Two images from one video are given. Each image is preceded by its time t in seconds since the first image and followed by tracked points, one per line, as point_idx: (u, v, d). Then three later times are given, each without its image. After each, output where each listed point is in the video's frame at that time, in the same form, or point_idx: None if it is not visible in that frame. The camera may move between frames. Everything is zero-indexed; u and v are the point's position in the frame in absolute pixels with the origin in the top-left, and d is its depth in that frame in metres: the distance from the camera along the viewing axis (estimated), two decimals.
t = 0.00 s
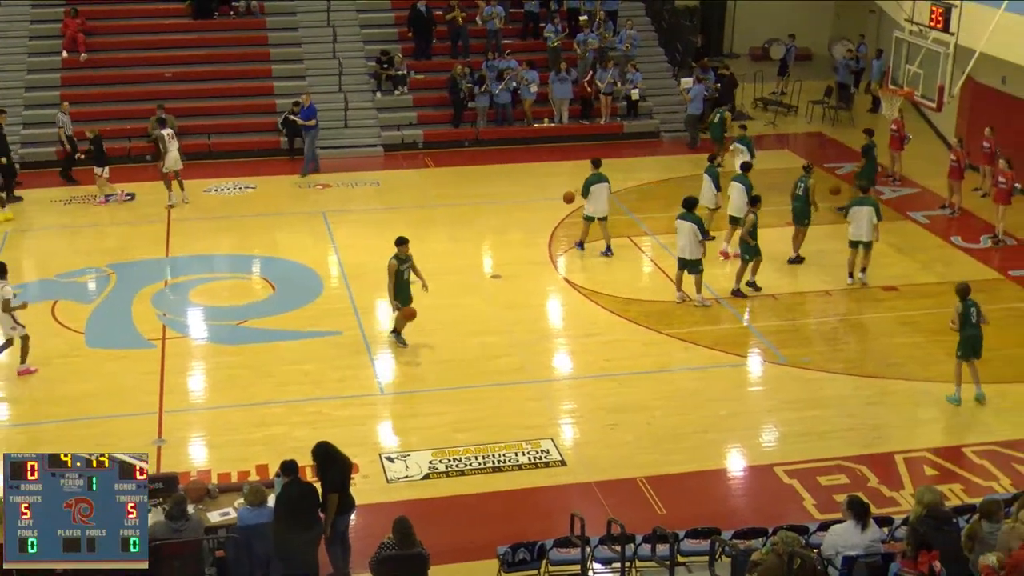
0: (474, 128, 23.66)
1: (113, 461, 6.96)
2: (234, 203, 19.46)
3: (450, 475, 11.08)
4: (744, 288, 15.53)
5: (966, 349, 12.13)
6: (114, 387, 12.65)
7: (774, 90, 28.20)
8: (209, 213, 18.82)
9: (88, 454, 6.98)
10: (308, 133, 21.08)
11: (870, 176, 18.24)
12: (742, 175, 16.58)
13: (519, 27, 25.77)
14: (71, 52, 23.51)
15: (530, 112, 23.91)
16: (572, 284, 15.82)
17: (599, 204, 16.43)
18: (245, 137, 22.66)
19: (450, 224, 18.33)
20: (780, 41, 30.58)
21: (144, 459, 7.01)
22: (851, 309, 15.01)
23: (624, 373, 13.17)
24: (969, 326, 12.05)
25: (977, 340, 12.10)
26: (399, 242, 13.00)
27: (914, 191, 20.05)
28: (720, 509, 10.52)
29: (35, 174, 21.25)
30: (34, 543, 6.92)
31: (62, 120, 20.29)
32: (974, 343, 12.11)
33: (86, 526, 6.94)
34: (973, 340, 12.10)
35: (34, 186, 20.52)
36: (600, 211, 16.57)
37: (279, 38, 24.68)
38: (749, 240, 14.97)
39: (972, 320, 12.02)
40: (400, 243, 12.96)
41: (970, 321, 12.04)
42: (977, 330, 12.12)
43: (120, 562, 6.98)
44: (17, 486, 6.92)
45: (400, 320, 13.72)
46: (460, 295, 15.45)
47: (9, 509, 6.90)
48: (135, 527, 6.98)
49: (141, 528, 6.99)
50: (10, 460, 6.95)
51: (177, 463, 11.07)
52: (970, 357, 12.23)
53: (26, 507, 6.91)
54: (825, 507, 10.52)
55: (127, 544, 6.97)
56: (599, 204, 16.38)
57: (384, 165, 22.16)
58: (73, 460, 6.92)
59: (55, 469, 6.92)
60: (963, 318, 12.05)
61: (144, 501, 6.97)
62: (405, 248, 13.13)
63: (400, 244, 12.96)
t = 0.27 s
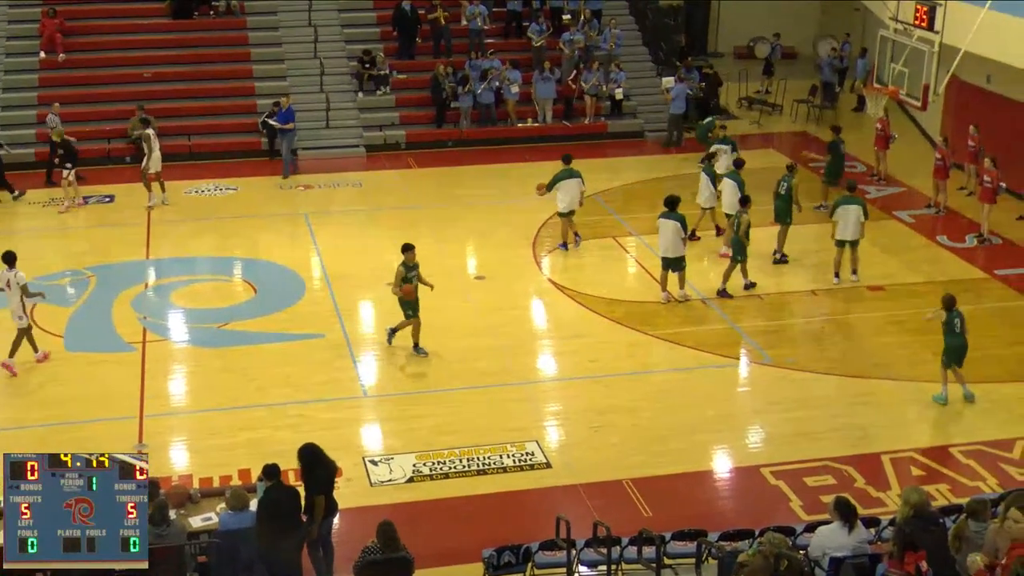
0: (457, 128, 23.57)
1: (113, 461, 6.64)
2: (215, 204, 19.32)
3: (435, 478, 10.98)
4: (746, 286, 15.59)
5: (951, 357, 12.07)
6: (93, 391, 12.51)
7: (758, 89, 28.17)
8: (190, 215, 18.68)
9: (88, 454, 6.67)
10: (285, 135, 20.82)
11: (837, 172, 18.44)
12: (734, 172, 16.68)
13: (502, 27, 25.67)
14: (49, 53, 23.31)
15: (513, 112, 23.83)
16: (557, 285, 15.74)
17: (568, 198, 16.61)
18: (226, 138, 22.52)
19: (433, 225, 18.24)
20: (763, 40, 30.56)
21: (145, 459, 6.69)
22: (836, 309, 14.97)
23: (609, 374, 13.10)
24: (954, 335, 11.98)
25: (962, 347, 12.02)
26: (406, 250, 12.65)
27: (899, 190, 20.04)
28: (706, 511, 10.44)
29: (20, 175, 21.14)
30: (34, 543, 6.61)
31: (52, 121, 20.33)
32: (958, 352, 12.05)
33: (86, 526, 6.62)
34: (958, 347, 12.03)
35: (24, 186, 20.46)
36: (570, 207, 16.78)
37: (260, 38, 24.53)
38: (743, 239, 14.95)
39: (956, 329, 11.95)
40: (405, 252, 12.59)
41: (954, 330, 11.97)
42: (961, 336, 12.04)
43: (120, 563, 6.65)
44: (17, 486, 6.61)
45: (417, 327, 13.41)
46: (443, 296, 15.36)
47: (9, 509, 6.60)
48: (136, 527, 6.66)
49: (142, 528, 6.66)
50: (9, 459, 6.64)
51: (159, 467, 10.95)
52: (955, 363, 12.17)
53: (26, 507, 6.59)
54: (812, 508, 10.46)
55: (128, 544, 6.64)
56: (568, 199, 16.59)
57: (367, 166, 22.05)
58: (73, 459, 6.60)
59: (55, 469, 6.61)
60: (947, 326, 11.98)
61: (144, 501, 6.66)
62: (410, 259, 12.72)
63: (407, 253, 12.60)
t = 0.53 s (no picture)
0: (456, 127, 23.52)
1: (113, 461, 6.59)
2: (214, 204, 19.28)
3: (434, 479, 10.92)
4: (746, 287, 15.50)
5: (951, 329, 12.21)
6: (92, 391, 12.46)
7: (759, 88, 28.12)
8: (188, 215, 18.64)
9: (88, 453, 6.62)
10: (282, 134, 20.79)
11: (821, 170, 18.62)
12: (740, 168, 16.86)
13: (501, 25, 25.60)
14: (47, 52, 23.27)
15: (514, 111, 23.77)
16: (557, 285, 15.69)
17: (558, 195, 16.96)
18: (225, 137, 22.48)
19: (432, 225, 18.19)
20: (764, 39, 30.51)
21: (145, 458, 6.64)
22: (837, 309, 14.92)
23: (609, 374, 13.05)
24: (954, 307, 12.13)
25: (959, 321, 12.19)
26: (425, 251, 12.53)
27: (901, 190, 19.97)
28: (707, 512, 10.39)
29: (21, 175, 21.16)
30: (34, 543, 6.56)
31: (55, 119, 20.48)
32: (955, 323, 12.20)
33: (86, 526, 6.57)
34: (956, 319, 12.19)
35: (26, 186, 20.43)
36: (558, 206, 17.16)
37: (259, 37, 24.49)
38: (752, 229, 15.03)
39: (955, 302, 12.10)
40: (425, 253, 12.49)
41: (953, 303, 12.11)
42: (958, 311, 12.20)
43: (119, 563, 6.60)
44: (17, 486, 6.56)
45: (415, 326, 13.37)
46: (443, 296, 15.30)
47: (8, 509, 6.54)
48: (136, 527, 6.60)
49: (142, 528, 6.61)
50: (9, 459, 6.58)
51: (158, 467, 10.91)
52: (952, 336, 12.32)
53: (26, 507, 6.54)
54: (813, 509, 10.40)
55: (128, 544, 6.59)
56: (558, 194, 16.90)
57: (366, 165, 22.00)
58: (73, 459, 6.55)
59: (55, 469, 6.56)
60: (947, 300, 12.12)
61: (144, 501, 6.60)
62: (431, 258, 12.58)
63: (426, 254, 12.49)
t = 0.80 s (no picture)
0: (456, 127, 23.51)
1: (113, 461, 6.58)
2: (213, 204, 19.27)
3: (434, 479, 10.91)
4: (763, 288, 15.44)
5: (941, 317, 12.47)
6: (92, 391, 12.44)
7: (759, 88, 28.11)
8: (188, 215, 18.64)
9: (88, 453, 6.61)
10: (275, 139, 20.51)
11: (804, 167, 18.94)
12: (744, 164, 17.00)
13: (501, 25, 25.58)
14: (47, 52, 23.26)
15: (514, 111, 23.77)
16: (557, 285, 15.67)
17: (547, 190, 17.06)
18: (224, 137, 22.47)
19: (432, 225, 18.19)
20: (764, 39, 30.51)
21: (145, 458, 6.63)
22: (838, 308, 14.91)
23: (609, 374, 13.04)
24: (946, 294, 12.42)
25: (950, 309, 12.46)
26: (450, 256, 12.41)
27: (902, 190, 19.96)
28: (707, 512, 10.37)
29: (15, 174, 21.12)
30: (34, 543, 6.55)
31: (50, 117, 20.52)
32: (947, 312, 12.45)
33: (86, 526, 6.56)
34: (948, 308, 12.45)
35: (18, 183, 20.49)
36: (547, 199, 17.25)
37: (259, 36, 24.47)
38: (762, 224, 15.14)
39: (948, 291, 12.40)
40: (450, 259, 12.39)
41: (947, 294, 12.41)
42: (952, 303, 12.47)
43: (119, 563, 6.59)
44: (17, 486, 6.55)
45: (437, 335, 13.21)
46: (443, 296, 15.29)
47: (8, 509, 6.53)
48: (136, 527, 6.59)
49: (142, 528, 6.60)
50: (9, 459, 6.57)
51: (158, 467, 10.90)
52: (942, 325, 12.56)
53: (26, 507, 6.52)
54: (813, 510, 10.38)
55: (128, 544, 6.58)
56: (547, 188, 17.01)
57: (366, 165, 22.00)
58: (73, 459, 6.54)
59: (55, 469, 6.55)
60: (941, 291, 12.42)
61: (144, 501, 6.59)
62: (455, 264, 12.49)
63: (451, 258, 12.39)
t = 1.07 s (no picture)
0: (456, 127, 23.51)
1: (113, 461, 6.58)
2: (213, 204, 19.27)
3: (434, 479, 10.91)
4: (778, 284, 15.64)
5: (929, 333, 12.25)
6: (92, 391, 12.44)
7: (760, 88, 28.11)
8: (187, 215, 18.64)
9: (88, 453, 6.61)
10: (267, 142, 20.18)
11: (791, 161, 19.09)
12: (751, 163, 17.06)
13: (501, 25, 25.58)
14: (47, 52, 23.27)
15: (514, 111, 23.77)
16: (558, 285, 15.67)
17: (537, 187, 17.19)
18: (224, 137, 22.47)
19: (432, 225, 18.19)
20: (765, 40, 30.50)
21: (145, 458, 6.63)
22: (838, 308, 14.91)
23: (609, 374, 13.04)
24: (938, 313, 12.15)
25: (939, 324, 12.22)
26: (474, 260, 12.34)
27: (902, 190, 19.95)
28: (707, 512, 10.37)
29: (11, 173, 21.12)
30: (34, 543, 6.55)
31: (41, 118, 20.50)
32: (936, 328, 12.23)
33: (86, 526, 6.56)
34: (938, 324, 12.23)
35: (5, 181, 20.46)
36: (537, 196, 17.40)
37: (259, 36, 24.47)
38: (773, 225, 15.15)
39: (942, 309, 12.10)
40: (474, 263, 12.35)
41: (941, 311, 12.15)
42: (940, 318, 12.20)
43: (118, 563, 6.59)
44: (17, 486, 6.55)
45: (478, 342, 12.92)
46: (443, 296, 15.29)
47: (8, 509, 6.53)
48: (136, 527, 6.60)
49: (142, 528, 6.60)
50: (9, 459, 6.57)
51: (159, 467, 10.90)
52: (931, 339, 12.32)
53: (26, 507, 6.52)
54: (813, 510, 10.39)
55: (128, 544, 6.58)
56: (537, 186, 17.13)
57: (366, 165, 22.00)
58: (74, 459, 6.54)
59: (55, 469, 6.54)
60: (934, 309, 12.17)
61: (144, 501, 6.59)
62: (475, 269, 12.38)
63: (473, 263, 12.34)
